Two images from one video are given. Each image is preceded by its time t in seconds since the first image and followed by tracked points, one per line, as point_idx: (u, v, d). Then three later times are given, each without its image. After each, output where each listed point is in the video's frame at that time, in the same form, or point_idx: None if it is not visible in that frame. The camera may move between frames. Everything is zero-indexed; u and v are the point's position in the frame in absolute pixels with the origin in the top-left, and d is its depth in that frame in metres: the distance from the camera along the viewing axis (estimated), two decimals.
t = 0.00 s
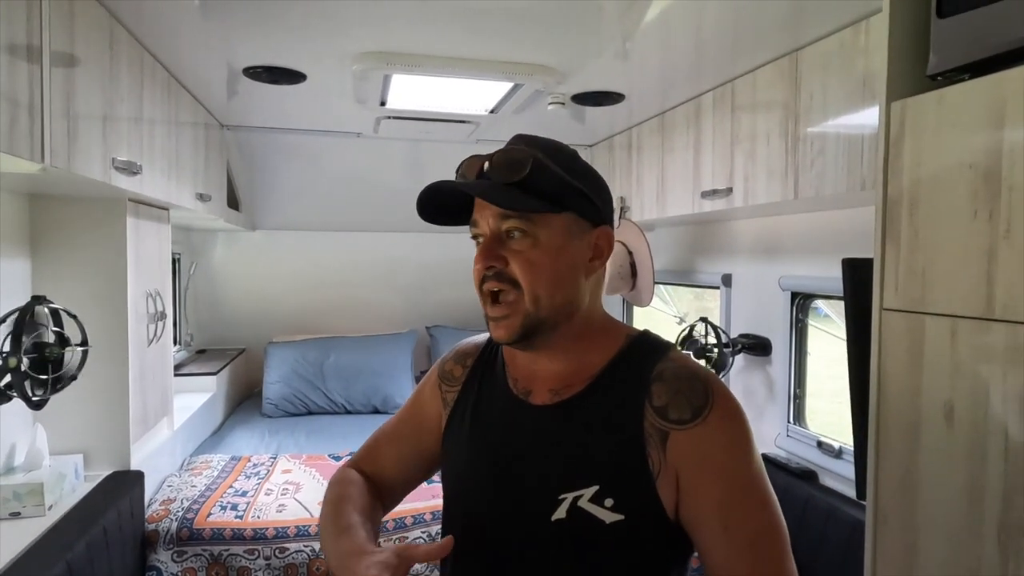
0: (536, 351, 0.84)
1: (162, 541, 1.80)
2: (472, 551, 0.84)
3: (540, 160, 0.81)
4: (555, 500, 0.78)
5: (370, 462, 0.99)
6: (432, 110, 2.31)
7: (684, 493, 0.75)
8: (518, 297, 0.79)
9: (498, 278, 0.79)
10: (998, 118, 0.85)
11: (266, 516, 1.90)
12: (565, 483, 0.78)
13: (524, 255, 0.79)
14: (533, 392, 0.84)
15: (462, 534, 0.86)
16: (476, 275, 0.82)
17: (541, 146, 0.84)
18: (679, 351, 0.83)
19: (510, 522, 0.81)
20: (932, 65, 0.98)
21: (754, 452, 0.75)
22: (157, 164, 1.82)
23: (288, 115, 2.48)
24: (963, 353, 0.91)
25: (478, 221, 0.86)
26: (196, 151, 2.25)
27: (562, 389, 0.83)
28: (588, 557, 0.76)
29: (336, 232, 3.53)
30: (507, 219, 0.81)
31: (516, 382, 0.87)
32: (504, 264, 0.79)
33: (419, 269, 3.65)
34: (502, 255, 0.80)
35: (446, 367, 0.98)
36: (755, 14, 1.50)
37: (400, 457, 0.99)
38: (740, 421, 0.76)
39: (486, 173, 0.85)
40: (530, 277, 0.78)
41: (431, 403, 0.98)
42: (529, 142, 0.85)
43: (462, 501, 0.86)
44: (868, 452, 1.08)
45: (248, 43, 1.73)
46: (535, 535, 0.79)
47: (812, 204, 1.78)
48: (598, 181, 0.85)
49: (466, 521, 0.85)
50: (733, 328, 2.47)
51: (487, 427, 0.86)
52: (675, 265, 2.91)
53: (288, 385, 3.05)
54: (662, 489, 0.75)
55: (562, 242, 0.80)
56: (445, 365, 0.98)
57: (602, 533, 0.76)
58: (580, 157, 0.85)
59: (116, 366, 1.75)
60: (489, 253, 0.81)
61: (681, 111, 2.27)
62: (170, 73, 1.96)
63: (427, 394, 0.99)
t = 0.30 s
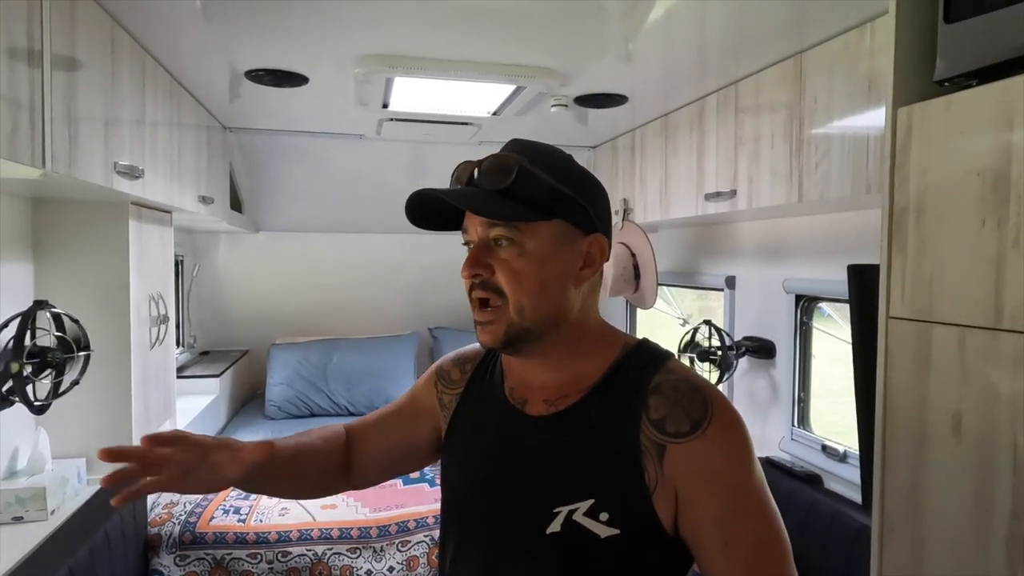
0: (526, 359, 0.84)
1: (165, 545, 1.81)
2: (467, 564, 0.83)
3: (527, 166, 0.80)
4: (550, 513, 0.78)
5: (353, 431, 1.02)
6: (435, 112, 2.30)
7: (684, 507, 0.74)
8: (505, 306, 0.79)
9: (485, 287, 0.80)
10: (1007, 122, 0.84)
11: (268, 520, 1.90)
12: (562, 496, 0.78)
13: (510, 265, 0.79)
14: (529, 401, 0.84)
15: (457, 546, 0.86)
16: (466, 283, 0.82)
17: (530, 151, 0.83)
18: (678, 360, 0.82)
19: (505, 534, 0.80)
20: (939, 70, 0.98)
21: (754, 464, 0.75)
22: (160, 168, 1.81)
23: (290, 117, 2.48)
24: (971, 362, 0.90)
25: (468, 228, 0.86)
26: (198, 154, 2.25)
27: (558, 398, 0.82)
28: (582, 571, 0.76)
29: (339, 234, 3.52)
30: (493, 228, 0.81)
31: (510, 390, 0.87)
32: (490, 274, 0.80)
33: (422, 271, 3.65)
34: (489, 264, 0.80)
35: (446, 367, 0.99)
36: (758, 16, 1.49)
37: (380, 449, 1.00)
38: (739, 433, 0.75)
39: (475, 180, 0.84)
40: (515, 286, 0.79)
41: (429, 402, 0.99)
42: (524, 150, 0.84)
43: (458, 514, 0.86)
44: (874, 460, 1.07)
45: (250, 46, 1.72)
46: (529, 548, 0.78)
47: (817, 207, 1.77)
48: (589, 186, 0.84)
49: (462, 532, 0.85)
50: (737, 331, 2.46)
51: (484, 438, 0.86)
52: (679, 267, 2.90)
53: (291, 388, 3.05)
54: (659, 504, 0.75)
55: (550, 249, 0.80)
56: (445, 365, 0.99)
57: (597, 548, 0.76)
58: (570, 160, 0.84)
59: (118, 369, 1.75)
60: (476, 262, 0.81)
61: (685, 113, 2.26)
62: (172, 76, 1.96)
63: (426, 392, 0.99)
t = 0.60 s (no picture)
0: (538, 372, 0.86)
1: (167, 549, 1.80)
2: None
3: (575, 181, 0.90)
4: (546, 531, 0.80)
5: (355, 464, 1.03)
6: (438, 115, 2.29)
7: (679, 524, 0.77)
8: (558, 315, 0.84)
9: (541, 295, 0.83)
10: (1018, 129, 0.82)
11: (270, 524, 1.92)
12: (558, 514, 0.80)
13: (563, 273, 0.85)
14: (523, 416, 0.85)
15: (451, 563, 0.87)
16: (513, 290, 0.83)
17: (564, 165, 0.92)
18: (673, 374, 0.84)
19: (501, 551, 0.82)
20: (947, 77, 0.97)
21: (747, 482, 0.78)
22: (163, 171, 1.81)
23: (293, 119, 2.48)
24: (980, 374, 0.90)
25: (503, 234, 0.87)
26: (201, 156, 2.25)
27: (552, 413, 0.84)
28: None
29: (342, 235, 3.52)
30: (547, 237, 0.86)
31: (504, 406, 0.87)
32: (547, 282, 0.83)
33: (424, 273, 3.65)
34: (543, 272, 0.84)
35: (429, 386, 0.98)
36: (762, 18, 1.48)
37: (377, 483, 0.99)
38: (734, 451, 0.78)
39: (524, 186, 0.87)
40: (569, 294, 0.84)
41: (414, 426, 0.97)
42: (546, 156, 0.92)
43: (452, 532, 0.86)
44: (883, 468, 1.06)
45: (253, 49, 1.72)
46: (526, 564, 0.80)
47: (823, 210, 1.76)
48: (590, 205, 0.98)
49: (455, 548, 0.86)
50: (741, 333, 2.45)
51: (474, 454, 0.86)
52: (682, 269, 2.89)
53: (294, 389, 3.05)
54: (656, 522, 0.77)
55: (587, 262, 0.88)
56: (429, 384, 0.98)
57: (594, 564, 0.78)
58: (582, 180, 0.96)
59: (121, 373, 1.75)
60: (528, 270, 0.84)
61: (689, 115, 2.25)
62: (175, 79, 1.95)
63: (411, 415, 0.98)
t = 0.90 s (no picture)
0: (531, 373, 0.86)
1: (169, 549, 1.79)
2: None
3: (575, 181, 0.90)
4: (546, 537, 0.80)
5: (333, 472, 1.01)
6: (441, 112, 2.28)
7: (678, 521, 0.80)
8: (551, 315, 0.83)
9: (534, 294, 0.83)
10: None
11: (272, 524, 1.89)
12: (558, 518, 0.80)
13: (558, 272, 0.84)
14: (515, 418, 0.86)
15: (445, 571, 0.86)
16: (508, 288, 0.83)
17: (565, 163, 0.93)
18: (664, 373, 0.88)
19: (499, 558, 0.82)
20: (963, 68, 0.95)
21: (739, 478, 0.81)
22: (163, 169, 1.80)
23: (295, 117, 2.46)
24: (999, 372, 0.88)
25: (500, 229, 0.87)
26: (203, 154, 2.24)
27: (546, 415, 0.85)
28: None
29: (344, 234, 3.51)
30: (545, 235, 0.86)
31: (495, 409, 0.87)
32: (541, 281, 0.83)
33: (427, 272, 3.63)
34: (537, 270, 0.84)
35: (409, 390, 0.96)
36: (770, 13, 1.46)
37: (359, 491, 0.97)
38: (728, 447, 0.81)
39: (525, 181, 0.87)
40: (564, 293, 0.84)
41: (394, 432, 0.96)
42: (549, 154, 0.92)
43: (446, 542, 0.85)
44: (897, 471, 1.05)
45: (255, 46, 1.70)
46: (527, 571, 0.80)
47: (831, 207, 1.73)
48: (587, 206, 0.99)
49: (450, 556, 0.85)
50: (746, 333, 2.43)
51: (467, 461, 0.86)
52: (686, 267, 2.87)
53: (296, 389, 3.04)
54: (656, 522, 0.79)
55: (584, 261, 0.88)
56: (408, 388, 0.96)
57: (597, 567, 0.79)
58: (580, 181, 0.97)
59: (121, 372, 1.73)
60: (524, 267, 0.83)
61: (693, 112, 2.23)
62: (176, 76, 1.94)
63: (391, 419, 0.96)
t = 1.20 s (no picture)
0: (543, 374, 0.85)
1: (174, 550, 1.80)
2: None
3: (591, 178, 0.89)
4: (557, 539, 0.79)
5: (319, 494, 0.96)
6: (447, 109, 2.26)
7: (687, 521, 0.80)
8: (568, 314, 0.82)
9: (553, 294, 0.82)
10: None
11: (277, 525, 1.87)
12: (570, 520, 0.80)
13: (574, 272, 0.84)
14: (523, 419, 0.85)
15: None
16: (527, 287, 0.82)
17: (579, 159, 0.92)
18: (669, 373, 0.89)
19: (509, 563, 0.80)
20: (992, 57, 0.94)
21: (746, 477, 0.83)
22: (168, 166, 1.78)
23: (300, 114, 2.44)
24: None
25: (517, 227, 0.85)
26: (207, 151, 2.22)
27: (557, 416, 0.85)
28: None
29: (348, 233, 3.49)
30: (562, 233, 0.84)
31: (501, 410, 0.87)
32: (559, 280, 0.82)
33: (432, 270, 3.61)
34: (555, 270, 0.83)
35: (407, 395, 0.94)
36: (784, 7, 1.43)
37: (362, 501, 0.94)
38: (736, 447, 0.83)
39: (544, 176, 0.86)
40: (579, 293, 0.83)
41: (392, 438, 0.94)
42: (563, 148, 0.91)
43: (449, 549, 0.83)
44: (923, 472, 1.04)
45: (260, 42, 1.68)
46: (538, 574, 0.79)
47: (844, 204, 1.71)
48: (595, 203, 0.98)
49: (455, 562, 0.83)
50: (755, 332, 2.40)
51: (471, 462, 0.85)
52: (694, 266, 2.84)
53: (301, 388, 3.02)
54: (667, 521, 0.80)
55: (598, 261, 0.87)
56: (407, 393, 0.94)
57: (609, 568, 0.78)
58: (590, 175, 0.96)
59: (126, 371, 1.72)
60: (542, 266, 0.82)
61: (702, 108, 2.21)
62: (180, 73, 1.92)
63: (386, 428, 0.94)
